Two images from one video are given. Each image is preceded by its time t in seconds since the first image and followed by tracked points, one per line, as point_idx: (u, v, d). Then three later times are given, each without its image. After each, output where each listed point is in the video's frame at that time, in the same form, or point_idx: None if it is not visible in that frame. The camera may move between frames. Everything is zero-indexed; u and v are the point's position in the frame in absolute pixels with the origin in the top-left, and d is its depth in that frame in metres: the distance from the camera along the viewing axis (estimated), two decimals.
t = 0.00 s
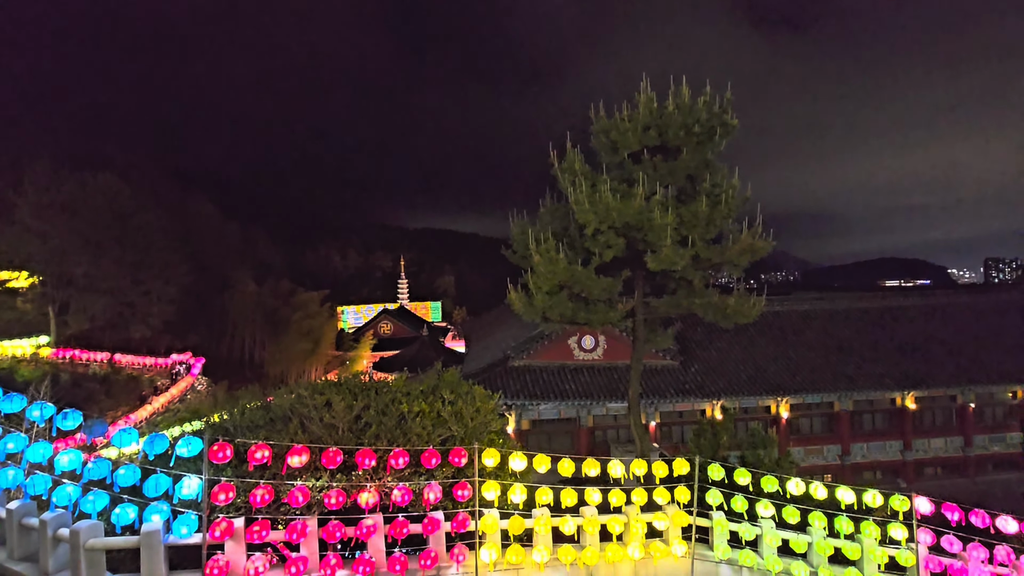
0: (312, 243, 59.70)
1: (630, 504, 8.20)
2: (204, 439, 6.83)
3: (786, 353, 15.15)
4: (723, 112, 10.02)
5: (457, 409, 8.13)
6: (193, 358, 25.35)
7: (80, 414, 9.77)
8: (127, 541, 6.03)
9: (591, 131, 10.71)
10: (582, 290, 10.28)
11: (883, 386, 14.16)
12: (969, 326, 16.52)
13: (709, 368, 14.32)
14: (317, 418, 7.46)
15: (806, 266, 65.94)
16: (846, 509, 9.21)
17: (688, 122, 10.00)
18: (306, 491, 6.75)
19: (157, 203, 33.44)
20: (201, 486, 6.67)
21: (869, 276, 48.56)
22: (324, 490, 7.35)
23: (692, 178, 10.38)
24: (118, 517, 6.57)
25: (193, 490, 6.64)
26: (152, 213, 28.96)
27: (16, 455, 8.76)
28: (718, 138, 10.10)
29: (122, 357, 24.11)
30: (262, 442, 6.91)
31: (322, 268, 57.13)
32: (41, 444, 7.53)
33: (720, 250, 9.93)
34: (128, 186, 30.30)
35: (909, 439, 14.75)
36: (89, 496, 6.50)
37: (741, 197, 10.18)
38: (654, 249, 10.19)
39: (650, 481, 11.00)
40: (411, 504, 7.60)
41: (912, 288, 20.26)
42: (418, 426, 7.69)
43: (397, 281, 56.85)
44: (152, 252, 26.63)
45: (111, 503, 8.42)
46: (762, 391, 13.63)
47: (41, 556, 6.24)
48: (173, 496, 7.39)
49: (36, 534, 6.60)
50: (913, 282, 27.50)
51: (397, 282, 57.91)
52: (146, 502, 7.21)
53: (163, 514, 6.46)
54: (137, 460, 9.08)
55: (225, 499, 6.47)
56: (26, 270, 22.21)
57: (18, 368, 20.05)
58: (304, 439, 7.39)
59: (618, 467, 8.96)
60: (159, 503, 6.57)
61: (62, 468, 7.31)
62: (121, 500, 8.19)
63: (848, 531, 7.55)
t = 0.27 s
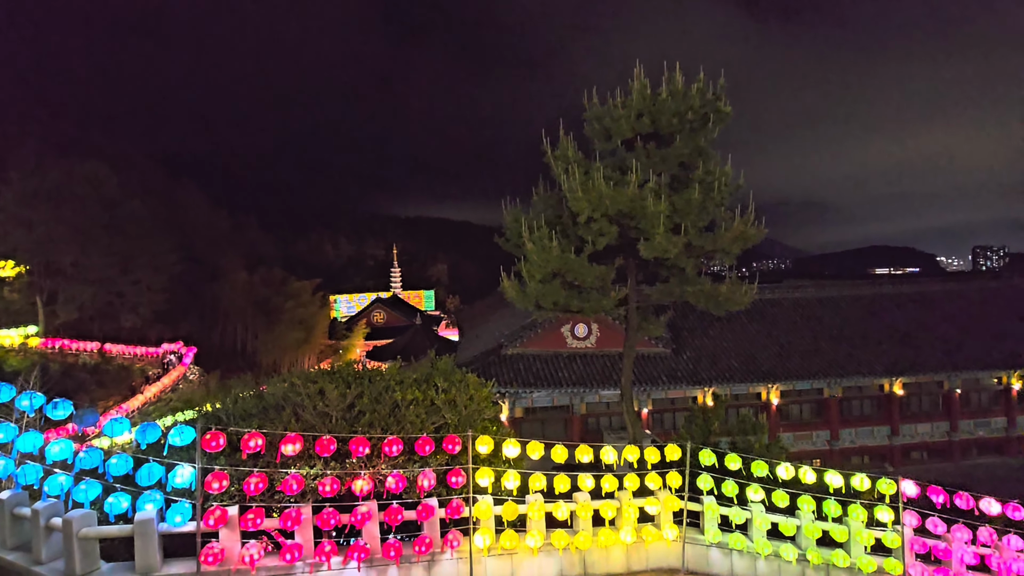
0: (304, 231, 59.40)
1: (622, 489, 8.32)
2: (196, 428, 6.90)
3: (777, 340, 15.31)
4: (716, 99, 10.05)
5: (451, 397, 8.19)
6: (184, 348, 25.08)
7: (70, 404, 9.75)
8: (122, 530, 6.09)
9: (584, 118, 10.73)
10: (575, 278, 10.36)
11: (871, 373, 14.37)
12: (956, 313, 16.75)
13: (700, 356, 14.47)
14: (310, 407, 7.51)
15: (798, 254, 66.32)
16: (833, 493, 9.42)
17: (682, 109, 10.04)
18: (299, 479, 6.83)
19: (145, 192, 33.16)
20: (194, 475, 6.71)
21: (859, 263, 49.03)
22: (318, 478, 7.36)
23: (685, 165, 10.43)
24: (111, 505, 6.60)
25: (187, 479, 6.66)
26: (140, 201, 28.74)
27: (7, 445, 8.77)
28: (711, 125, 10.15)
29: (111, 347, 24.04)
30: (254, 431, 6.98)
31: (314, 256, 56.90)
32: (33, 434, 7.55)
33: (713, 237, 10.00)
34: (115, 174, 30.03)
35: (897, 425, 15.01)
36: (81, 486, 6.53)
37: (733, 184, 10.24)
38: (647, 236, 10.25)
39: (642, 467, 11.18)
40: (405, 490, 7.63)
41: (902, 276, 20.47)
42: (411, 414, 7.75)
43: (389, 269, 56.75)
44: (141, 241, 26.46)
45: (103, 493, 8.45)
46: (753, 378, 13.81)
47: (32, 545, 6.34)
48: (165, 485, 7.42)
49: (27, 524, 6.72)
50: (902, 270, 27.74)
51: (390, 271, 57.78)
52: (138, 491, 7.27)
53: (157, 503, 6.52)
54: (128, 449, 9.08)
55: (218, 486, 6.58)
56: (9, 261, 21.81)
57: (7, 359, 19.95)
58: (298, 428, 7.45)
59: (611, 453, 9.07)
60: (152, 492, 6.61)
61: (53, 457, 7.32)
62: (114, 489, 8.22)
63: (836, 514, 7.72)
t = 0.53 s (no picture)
0: (291, 222, 58.96)
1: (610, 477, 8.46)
2: (182, 421, 6.86)
3: (762, 330, 15.55)
4: (704, 89, 10.13)
5: (440, 388, 8.25)
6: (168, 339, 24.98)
7: (51, 396, 9.70)
8: (108, 524, 6.16)
9: (572, 107, 10.79)
10: (563, 268, 10.45)
11: (853, 361, 14.67)
12: (936, 302, 17.09)
13: (687, 345, 14.66)
14: (298, 398, 7.56)
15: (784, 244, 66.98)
16: (816, 478, 9.67)
17: (670, 100, 10.13)
18: (287, 470, 6.86)
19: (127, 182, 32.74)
20: (181, 467, 6.64)
21: (844, 254, 49.69)
22: (306, 469, 7.40)
23: (673, 156, 10.53)
24: (96, 498, 6.64)
25: (173, 471, 6.60)
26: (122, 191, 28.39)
27: None
28: (700, 115, 10.23)
29: (94, 339, 23.60)
30: (242, 422, 6.97)
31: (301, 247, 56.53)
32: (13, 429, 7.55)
33: (700, 228, 10.13)
34: (96, 163, 29.60)
35: (879, 412, 15.35)
36: (65, 479, 6.53)
37: (721, 174, 10.36)
38: (635, 226, 10.35)
39: (629, 455, 11.37)
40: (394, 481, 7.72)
41: (885, 266, 20.81)
42: (400, 405, 7.81)
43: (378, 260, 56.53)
44: (123, 232, 26.17)
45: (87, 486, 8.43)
46: (739, 367, 14.04)
47: (17, 539, 6.49)
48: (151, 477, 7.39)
49: (9, 518, 6.83)
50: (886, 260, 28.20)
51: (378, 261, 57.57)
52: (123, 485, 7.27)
53: (143, 495, 6.52)
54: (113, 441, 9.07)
55: (206, 478, 6.63)
56: None
57: None
58: (285, 419, 7.49)
59: (599, 442, 9.22)
60: (138, 484, 6.62)
61: (35, 451, 7.34)
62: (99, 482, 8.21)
63: (819, 499, 7.92)
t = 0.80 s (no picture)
0: (273, 216, 58.31)
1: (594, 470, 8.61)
2: (161, 419, 6.93)
3: (744, 323, 15.84)
4: (688, 84, 10.25)
5: (425, 382, 8.33)
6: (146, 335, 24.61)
7: (25, 393, 9.58)
8: (85, 523, 6.19)
9: (557, 101, 10.87)
10: (548, 262, 10.57)
11: (832, 353, 15.02)
12: (912, 297, 17.51)
13: (671, 339, 14.87)
14: (281, 394, 7.59)
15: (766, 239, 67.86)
16: (795, 468, 9.92)
17: (654, 94, 10.26)
18: (269, 467, 6.87)
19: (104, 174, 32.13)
20: (160, 464, 6.66)
21: (825, 249, 50.51)
22: (289, 465, 7.47)
23: (657, 150, 10.67)
24: (72, 498, 6.62)
25: (152, 468, 6.62)
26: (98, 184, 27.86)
27: None
28: (684, 109, 10.36)
29: (69, 335, 22.32)
30: (223, 418, 7.06)
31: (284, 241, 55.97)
32: None
33: (684, 222, 10.29)
34: (71, 155, 28.99)
35: (856, 403, 15.74)
36: (40, 479, 6.47)
37: (704, 169, 10.53)
38: (620, 220, 10.49)
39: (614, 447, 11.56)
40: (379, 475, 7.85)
41: (864, 260, 21.24)
42: (385, 399, 7.89)
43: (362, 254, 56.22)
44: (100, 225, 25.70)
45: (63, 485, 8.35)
46: (721, 359, 14.30)
47: None
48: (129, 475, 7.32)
49: None
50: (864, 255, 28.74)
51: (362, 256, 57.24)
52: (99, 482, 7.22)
53: (121, 493, 6.51)
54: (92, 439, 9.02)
55: (186, 476, 6.58)
56: None
57: None
58: (268, 414, 7.54)
59: (584, 435, 9.36)
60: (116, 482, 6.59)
61: (8, 450, 7.31)
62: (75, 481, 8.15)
63: (798, 489, 8.15)
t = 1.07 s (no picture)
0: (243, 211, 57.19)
1: (570, 464, 8.80)
2: (125, 419, 6.75)
3: (715, 319, 16.21)
4: (662, 83, 10.49)
5: (400, 378, 8.40)
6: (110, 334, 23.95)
7: None
8: (43, 527, 6.14)
9: (534, 97, 11.04)
10: (524, 258, 10.71)
11: (799, 347, 15.50)
12: (874, 292, 18.16)
13: (644, 334, 15.18)
14: (251, 392, 7.60)
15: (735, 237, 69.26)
16: (763, 459, 10.27)
17: (629, 92, 10.47)
18: (239, 467, 6.89)
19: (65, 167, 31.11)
20: (123, 465, 6.66)
21: (793, 246, 51.77)
22: (261, 465, 7.39)
23: (632, 147, 10.89)
24: (30, 502, 6.56)
25: (115, 471, 6.62)
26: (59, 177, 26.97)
27: None
28: (657, 108, 10.62)
29: (24, 334, 21.65)
30: (190, 418, 6.96)
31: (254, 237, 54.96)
32: None
33: (658, 219, 10.52)
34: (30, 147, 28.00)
35: (821, 395, 16.27)
36: None
37: (677, 167, 10.80)
38: (595, 217, 10.68)
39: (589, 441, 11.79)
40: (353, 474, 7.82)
41: (829, 257, 21.91)
42: (359, 397, 7.96)
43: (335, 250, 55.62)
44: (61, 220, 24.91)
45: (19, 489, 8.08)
46: (693, 354, 14.64)
47: None
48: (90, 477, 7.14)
49: None
50: (829, 252, 29.64)
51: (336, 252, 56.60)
52: (59, 485, 7.02)
53: (81, 497, 6.57)
54: (51, 440, 8.73)
55: (151, 477, 6.56)
56: None
57: None
58: (238, 413, 7.54)
59: (559, 429, 9.54)
60: (76, 486, 6.62)
61: None
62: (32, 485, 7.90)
63: (766, 479, 8.48)
